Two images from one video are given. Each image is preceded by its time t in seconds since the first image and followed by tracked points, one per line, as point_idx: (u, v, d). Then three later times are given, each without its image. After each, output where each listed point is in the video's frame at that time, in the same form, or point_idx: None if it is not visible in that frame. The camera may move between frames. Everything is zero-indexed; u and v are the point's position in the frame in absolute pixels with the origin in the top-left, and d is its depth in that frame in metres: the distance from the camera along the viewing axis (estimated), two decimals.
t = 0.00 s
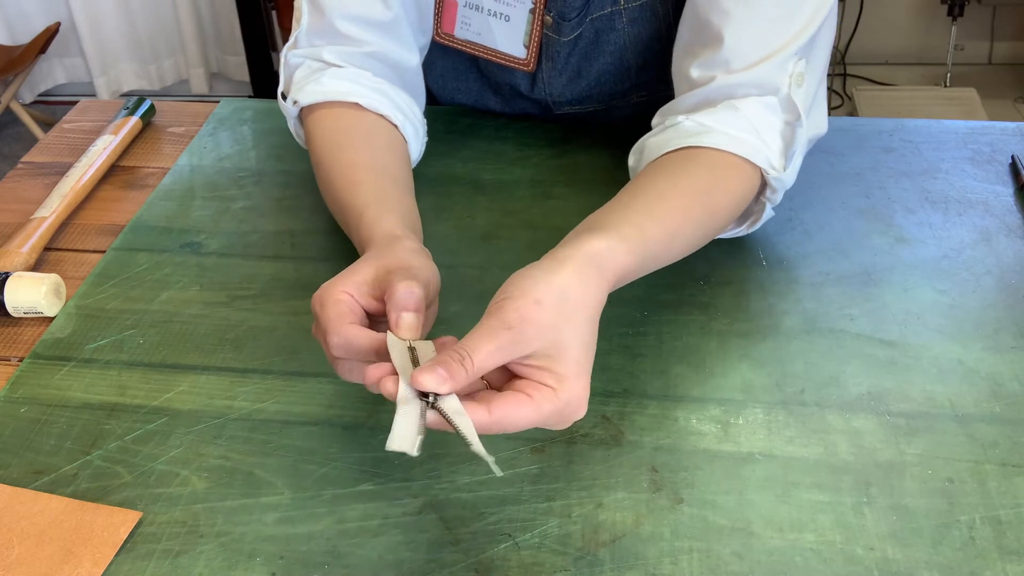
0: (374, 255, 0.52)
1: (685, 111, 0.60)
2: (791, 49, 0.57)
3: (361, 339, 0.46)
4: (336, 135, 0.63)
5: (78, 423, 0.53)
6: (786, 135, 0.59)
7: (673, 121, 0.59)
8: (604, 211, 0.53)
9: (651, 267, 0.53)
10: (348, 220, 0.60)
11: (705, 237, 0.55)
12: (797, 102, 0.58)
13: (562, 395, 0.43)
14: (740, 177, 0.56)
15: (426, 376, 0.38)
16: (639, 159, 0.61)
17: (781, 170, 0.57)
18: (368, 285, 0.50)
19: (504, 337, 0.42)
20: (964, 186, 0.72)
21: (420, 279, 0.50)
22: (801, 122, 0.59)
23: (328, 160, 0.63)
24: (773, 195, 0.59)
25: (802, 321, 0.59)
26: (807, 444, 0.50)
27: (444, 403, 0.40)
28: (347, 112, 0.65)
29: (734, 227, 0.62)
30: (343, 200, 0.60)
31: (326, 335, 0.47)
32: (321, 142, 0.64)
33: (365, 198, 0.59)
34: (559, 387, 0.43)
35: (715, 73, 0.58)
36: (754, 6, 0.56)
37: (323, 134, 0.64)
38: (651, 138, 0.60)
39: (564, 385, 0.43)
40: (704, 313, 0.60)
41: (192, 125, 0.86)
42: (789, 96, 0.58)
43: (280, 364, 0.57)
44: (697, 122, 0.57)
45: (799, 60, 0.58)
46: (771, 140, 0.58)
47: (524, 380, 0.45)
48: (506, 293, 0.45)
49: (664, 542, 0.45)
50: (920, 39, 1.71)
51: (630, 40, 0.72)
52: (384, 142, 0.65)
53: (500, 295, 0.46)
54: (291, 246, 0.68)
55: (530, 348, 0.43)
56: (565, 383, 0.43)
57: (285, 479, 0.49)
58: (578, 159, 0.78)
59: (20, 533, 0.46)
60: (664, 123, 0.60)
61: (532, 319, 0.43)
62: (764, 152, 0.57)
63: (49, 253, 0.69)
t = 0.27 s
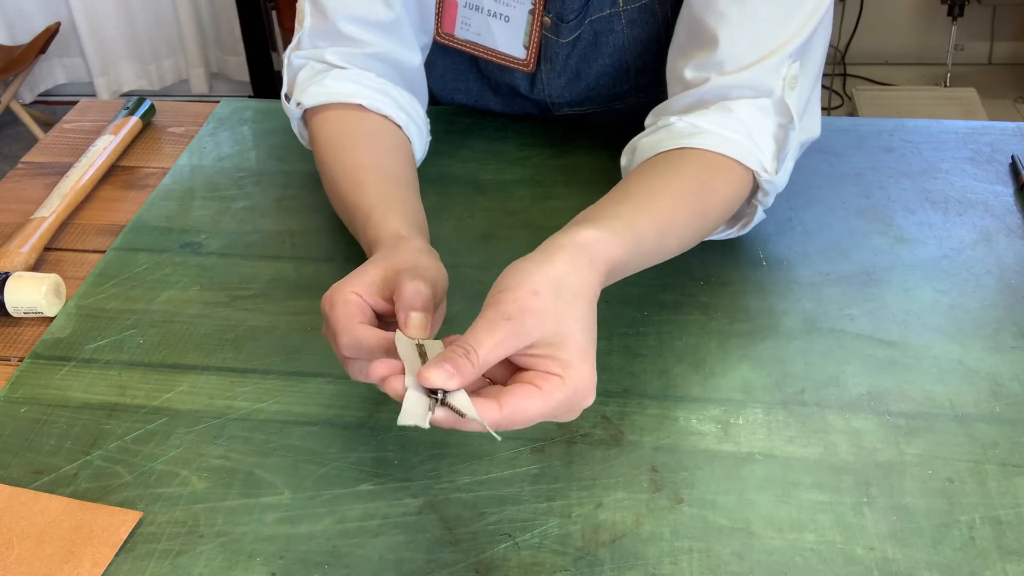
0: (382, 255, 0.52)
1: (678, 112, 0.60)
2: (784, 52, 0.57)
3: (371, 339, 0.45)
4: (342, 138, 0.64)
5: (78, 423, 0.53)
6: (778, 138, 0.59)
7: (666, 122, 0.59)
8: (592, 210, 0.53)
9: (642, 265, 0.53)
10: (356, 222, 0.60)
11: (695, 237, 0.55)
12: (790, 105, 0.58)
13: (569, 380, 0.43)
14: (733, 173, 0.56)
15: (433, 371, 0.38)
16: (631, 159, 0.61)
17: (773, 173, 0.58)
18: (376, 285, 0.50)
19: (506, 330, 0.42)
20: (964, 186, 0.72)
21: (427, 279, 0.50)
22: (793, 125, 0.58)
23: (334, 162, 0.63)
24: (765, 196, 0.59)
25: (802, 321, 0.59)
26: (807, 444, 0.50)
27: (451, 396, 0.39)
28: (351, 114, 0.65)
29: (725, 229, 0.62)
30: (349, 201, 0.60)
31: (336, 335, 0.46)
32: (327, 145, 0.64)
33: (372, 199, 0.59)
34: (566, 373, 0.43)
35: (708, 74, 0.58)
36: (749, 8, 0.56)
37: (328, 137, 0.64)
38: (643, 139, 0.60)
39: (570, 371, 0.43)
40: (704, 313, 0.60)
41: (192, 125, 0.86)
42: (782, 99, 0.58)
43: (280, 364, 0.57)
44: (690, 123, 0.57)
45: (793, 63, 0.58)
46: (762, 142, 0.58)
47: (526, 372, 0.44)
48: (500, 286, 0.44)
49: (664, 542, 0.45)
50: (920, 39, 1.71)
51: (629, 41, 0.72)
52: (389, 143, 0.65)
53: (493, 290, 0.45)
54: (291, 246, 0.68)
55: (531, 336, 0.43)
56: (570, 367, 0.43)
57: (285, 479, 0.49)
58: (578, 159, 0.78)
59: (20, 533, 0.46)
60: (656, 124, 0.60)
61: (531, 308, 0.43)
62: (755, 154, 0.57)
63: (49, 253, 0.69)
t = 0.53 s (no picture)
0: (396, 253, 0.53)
1: (664, 113, 0.60)
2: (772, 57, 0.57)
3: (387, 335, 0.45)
4: (350, 140, 0.63)
5: (78, 423, 0.53)
6: (761, 142, 0.59)
7: (651, 122, 0.59)
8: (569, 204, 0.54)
9: (621, 257, 0.53)
10: (366, 224, 0.60)
11: (677, 233, 0.55)
12: (775, 110, 0.58)
13: (564, 351, 0.42)
14: (715, 168, 0.56)
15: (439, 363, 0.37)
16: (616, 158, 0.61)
17: (754, 176, 0.58)
18: (391, 283, 0.50)
19: (496, 315, 0.41)
20: (964, 186, 0.72)
21: (438, 270, 0.50)
22: (777, 130, 0.59)
23: (342, 163, 0.63)
24: (746, 201, 0.59)
25: (802, 321, 0.59)
26: (807, 444, 0.50)
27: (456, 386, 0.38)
28: (358, 116, 0.65)
29: (706, 230, 0.62)
30: (359, 202, 0.60)
31: (350, 330, 0.47)
32: (334, 150, 0.64)
33: (382, 198, 0.59)
34: (560, 347, 0.42)
35: (695, 77, 0.59)
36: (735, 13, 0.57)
37: (335, 140, 0.64)
38: (628, 138, 0.60)
39: (563, 344, 0.43)
40: (704, 313, 0.60)
41: (192, 125, 0.86)
42: (767, 104, 0.58)
43: (280, 364, 0.57)
44: (675, 124, 0.57)
45: (779, 68, 0.58)
46: (745, 146, 0.58)
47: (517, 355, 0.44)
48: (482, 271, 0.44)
49: (665, 542, 0.45)
50: (920, 38, 1.71)
51: (628, 44, 0.72)
52: (397, 143, 0.65)
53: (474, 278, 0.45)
54: (291, 246, 0.68)
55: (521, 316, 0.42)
56: (563, 341, 0.43)
57: (285, 479, 0.49)
58: (578, 159, 0.78)
59: (20, 533, 0.46)
60: (642, 124, 0.60)
61: (514, 293, 0.42)
62: (737, 158, 0.57)
63: (49, 253, 0.69)
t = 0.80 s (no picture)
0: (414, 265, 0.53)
1: (655, 120, 0.60)
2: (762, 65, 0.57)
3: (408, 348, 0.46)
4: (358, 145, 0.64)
5: (78, 423, 0.53)
6: (751, 150, 0.59)
7: (641, 129, 0.59)
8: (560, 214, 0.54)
9: (612, 264, 0.54)
10: (379, 232, 0.60)
11: (668, 239, 0.56)
12: (765, 118, 0.58)
13: (568, 356, 0.42)
14: (702, 175, 0.57)
15: (447, 381, 0.37)
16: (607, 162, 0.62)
17: (744, 185, 0.58)
18: (411, 295, 0.50)
19: (498, 329, 0.41)
20: (964, 186, 0.72)
21: (459, 282, 0.51)
22: (767, 138, 0.59)
23: (351, 169, 0.63)
24: (737, 208, 0.60)
25: (802, 321, 0.59)
26: (807, 444, 0.50)
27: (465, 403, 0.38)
28: (365, 121, 0.65)
29: (698, 235, 0.63)
30: (371, 211, 0.60)
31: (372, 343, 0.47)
32: (342, 154, 0.64)
33: (391, 206, 0.59)
34: (564, 354, 0.42)
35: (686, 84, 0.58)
36: (728, 21, 0.56)
37: (342, 144, 0.64)
38: (619, 143, 0.61)
39: (566, 350, 0.42)
40: (704, 313, 0.60)
41: (192, 125, 0.86)
42: (757, 112, 0.58)
43: (280, 364, 0.57)
44: (665, 132, 0.58)
45: (771, 76, 0.58)
46: (734, 154, 0.58)
47: (516, 363, 0.44)
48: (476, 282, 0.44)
49: (665, 542, 0.45)
50: (920, 38, 1.71)
51: (627, 48, 0.71)
52: (406, 149, 0.65)
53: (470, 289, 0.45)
54: (291, 246, 0.68)
55: (520, 326, 0.42)
56: (565, 347, 0.42)
57: (285, 479, 0.49)
58: (578, 159, 0.78)
59: (21, 533, 0.46)
60: (633, 130, 0.60)
61: (513, 305, 0.42)
62: (725, 167, 0.58)
63: (49, 253, 0.69)
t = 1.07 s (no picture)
0: (419, 274, 0.52)
1: (662, 124, 0.60)
2: (770, 71, 0.57)
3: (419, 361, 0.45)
4: (359, 150, 0.64)
5: (78, 423, 0.53)
6: (758, 155, 0.59)
7: (649, 134, 0.59)
8: (569, 222, 0.54)
9: (621, 272, 0.54)
10: (382, 239, 0.60)
11: (677, 246, 0.57)
12: (773, 123, 0.59)
13: (584, 367, 0.42)
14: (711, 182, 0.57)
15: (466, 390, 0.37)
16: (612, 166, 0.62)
17: (752, 191, 0.58)
18: (418, 304, 0.50)
19: (518, 338, 0.41)
20: (964, 186, 0.72)
21: (465, 291, 0.50)
22: (774, 142, 0.59)
23: (353, 175, 0.63)
24: (743, 213, 0.60)
25: (802, 321, 0.59)
26: (807, 444, 0.50)
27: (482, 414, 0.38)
28: (366, 125, 0.65)
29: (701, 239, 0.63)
30: (375, 219, 0.60)
31: (380, 355, 0.47)
32: (343, 158, 0.64)
33: (397, 210, 0.60)
34: (580, 366, 0.42)
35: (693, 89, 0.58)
36: (736, 26, 0.56)
37: (344, 147, 0.64)
38: (625, 147, 0.60)
39: (582, 363, 0.43)
40: (704, 313, 0.60)
41: (192, 125, 0.86)
42: (765, 117, 0.58)
43: (280, 364, 0.57)
44: (673, 137, 0.58)
45: (779, 82, 0.58)
46: (742, 160, 0.58)
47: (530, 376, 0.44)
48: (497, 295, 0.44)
49: (665, 542, 0.45)
50: (920, 38, 1.71)
51: (630, 51, 0.71)
52: (407, 152, 0.65)
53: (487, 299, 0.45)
54: (291, 246, 0.68)
55: (540, 339, 0.42)
56: (581, 359, 0.43)
57: (285, 479, 0.49)
58: (578, 159, 0.78)
59: (20, 533, 0.46)
60: (640, 134, 0.60)
61: (532, 316, 0.42)
62: (733, 172, 0.58)
63: (49, 253, 0.69)
